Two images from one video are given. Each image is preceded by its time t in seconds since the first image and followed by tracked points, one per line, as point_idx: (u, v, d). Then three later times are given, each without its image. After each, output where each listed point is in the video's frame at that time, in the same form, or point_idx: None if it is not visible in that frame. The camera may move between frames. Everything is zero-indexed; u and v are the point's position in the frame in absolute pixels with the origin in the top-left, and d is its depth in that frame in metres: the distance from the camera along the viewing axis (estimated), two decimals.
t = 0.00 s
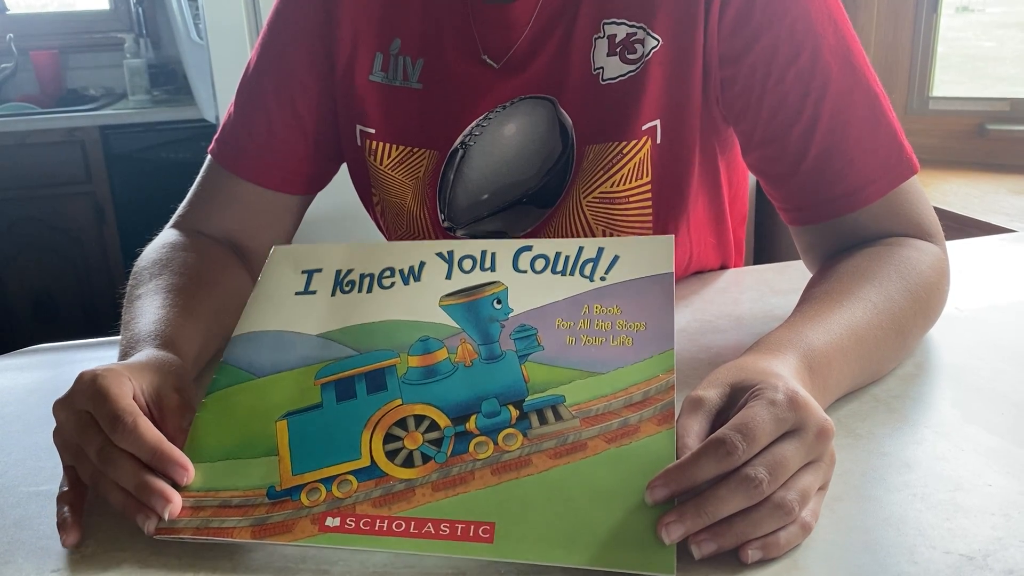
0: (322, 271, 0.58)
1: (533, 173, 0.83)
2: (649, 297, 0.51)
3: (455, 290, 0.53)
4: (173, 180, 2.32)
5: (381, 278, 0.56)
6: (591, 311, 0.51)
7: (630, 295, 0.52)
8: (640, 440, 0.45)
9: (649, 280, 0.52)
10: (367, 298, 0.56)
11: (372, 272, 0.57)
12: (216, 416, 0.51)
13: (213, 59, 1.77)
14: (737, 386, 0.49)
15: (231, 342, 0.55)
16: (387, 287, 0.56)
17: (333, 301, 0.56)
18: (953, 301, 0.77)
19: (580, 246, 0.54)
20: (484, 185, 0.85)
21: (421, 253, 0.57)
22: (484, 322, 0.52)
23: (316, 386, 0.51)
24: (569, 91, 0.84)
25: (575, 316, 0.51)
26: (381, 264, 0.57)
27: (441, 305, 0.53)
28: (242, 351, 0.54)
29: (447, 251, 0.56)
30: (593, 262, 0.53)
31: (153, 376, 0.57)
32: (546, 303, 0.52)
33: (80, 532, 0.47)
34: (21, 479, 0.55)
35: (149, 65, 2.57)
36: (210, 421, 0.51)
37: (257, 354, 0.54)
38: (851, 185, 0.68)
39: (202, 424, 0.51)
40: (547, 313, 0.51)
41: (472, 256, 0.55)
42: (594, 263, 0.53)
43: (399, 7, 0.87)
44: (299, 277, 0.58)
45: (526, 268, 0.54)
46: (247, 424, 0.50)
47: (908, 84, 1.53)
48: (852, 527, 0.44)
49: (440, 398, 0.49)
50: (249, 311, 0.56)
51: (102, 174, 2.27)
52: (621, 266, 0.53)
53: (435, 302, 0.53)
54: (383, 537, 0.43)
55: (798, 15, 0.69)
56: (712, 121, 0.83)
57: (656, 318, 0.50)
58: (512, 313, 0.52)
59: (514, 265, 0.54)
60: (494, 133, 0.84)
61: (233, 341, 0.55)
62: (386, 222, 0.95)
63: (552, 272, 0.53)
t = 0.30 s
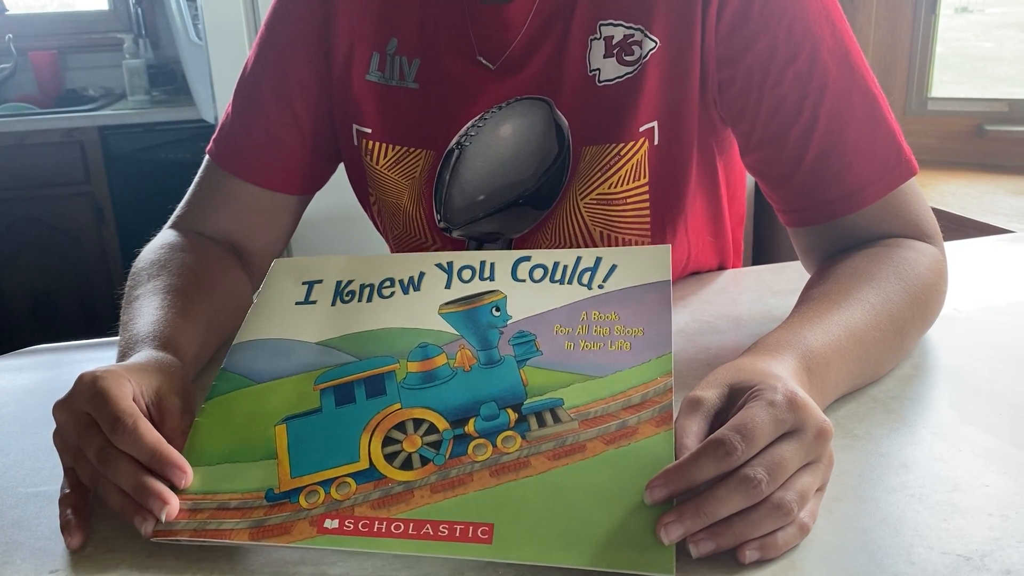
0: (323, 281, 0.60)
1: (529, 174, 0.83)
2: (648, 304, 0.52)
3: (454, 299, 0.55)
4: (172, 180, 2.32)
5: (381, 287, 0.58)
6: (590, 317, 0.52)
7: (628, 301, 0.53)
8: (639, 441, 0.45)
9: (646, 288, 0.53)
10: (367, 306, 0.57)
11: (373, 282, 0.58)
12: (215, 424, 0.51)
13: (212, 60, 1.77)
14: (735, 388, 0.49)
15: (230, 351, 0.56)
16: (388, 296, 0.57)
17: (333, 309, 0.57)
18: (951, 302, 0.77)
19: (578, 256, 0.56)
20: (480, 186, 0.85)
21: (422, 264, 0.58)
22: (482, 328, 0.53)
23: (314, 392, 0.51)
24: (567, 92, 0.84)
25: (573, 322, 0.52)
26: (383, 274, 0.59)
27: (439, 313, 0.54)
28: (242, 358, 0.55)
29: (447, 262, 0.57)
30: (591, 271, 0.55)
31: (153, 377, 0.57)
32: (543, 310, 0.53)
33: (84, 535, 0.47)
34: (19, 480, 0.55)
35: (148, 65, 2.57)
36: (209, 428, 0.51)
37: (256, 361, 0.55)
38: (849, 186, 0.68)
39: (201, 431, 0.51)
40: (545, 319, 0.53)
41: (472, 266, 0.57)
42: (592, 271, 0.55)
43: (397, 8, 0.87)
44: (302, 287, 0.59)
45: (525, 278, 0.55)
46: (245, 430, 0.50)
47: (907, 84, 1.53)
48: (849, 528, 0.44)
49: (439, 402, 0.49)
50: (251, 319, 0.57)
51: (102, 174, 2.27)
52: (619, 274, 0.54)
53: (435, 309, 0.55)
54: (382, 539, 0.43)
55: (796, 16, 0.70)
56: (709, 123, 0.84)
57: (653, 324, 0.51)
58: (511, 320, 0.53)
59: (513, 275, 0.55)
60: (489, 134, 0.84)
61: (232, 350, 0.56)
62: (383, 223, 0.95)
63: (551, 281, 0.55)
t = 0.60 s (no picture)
0: (319, 281, 0.59)
1: (528, 176, 0.84)
2: (645, 303, 0.52)
3: (451, 298, 0.55)
4: (171, 181, 2.32)
5: (378, 287, 0.58)
6: (586, 316, 0.52)
7: (624, 299, 0.53)
8: (635, 439, 0.46)
9: (643, 286, 0.53)
10: (364, 305, 0.57)
11: (369, 281, 0.58)
12: (214, 420, 0.51)
13: (211, 61, 1.77)
14: (733, 389, 0.49)
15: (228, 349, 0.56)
16: (384, 296, 0.57)
17: (330, 309, 0.57)
18: (949, 305, 0.77)
19: (575, 255, 0.55)
20: (479, 187, 0.85)
21: (418, 263, 0.58)
22: (480, 327, 0.53)
23: (311, 390, 0.51)
24: (565, 94, 0.84)
25: (570, 321, 0.52)
26: (379, 273, 0.59)
27: (437, 312, 0.54)
28: (240, 356, 0.55)
29: (444, 261, 0.57)
30: (588, 270, 0.54)
31: (154, 379, 0.57)
32: (540, 309, 0.53)
33: (84, 532, 0.48)
34: (19, 482, 0.55)
35: (147, 66, 2.57)
36: (207, 424, 0.51)
37: (254, 361, 0.54)
38: (847, 188, 0.69)
39: (199, 428, 0.51)
40: (542, 318, 0.53)
41: (469, 266, 0.56)
42: (589, 270, 0.54)
43: (396, 10, 0.87)
44: (298, 288, 0.59)
45: (522, 277, 0.55)
46: (243, 427, 0.50)
47: (905, 85, 1.53)
48: (846, 531, 0.44)
49: (436, 399, 0.49)
50: (247, 319, 0.57)
51: (101, 176, 2.27)
52: (616, 273, 0.54)
53: (433, 309, 0.54)
54: (378, 536, 0.44)
55: (794, 19, 0.70)
56: (708, 124, 0.84)
57: (650, 323, 0.51)
58: (508, 319, 0.53)
59: (510, 274, 0.55)
60: (489, 135, 0.84)
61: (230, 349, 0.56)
62: (382, 224, 0.95)
63: (548, 280, 0.54)
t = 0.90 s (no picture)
0: (318, 298, 0.60)
1: (528, 176, 0.84)
2: (640, 307, 0.53)
3: (448, 309, 0.55)
4: (171, 181, 2.32)
5: (376, 301, 0.59)
6: (582, 320, 0.53)
7: (619, 304, 0.53)
8: (633, 442, 0.46)
9: (637, 290, 0.53)
10: (363, 318, 0.57)
11: (367, 296, 0.59)
12: (217, 442, 0.51)
13: (211, 61, 1.77)
14: (732, 388, 0.49)
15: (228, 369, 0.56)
16: (382, 308, 0.58)
17: (329, 324, 0.58)
18: (948, 305, 0.77)
19: (568, 262, 0.56)
20: (479, 188, 0.85)
21: (414, 277, 0.59)
22: (476, 336, 0.53)
23: (312, 406, 0.52)
24: (565, 94, 0.84)
25: (566, 326, 0.53)
26: (376, 289, 0.60)
27: (434, 323, 0.55)
28: (241, 374, 0.55)
29: (439, 273, 0.58)
30: (583, 275, 0.55)
31: (153, 382, 0.57)
32: (537, 316, 0.54)
33: (87, 537, 0.48)
34: (18, 483, 0.55)
35: (146, 66, 2.57)
36: (210, 446, 0.51)
37: (254, 379, 0.55)
38: (847, 188, 0.69)
39: (200, 449, 0.51)
40: (538, 324, 0.53)
41: (465, 276, 0.57)
42: (583, 276, 0.55)
43: (397, 10, 0.87)
44: (297, 305, 0.60)
45: (517, 285, 0.56)
46: (244, 446, 0.50)
47: (904, 84, 1.53)
48: (845, 531, 0.44)
49: (435, 411, 0.49)
50: (248, 338, 0.58)
51: (100, 176, 2.27)
52: (610, 277, 0.55)
53: (429, 321, 0.55)
54: (381, 548, 0.43)
55: (794, 18, 0.70)
56: (708, 124, 0.84)
57: (644, 324, 0.52)
58: (505, 327, 0.53)
59: (505, 283, 0.56)
60: (489, 135, 0.84)
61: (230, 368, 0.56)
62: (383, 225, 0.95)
63: (543, 287, 0.55)
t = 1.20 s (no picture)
0: (315, 295, 0.60)
1: (527, 176, 0.84)
2: (638, 306, 0.53)
3: (445, 306, 0.55)
4: (170, 181, 2.32)
5: (373, 299, 0.58)
6: (580, 318, 0.53)
7: (616, 302, 0.53)
8: (630, 440, 0.46)
9: (635, 288, 0.53)
10: (360, 317, 0.57)
11: (364, 294, 0.59)
12: (215, 442, 0.51)
13: (210, 61, 1.77)
14: (730, 387, 0.49)
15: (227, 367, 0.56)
16: (380, 307, 0.58)
17: (327, 322, 0.58)
18: (946, 304, 0.77)
19: (566, 259, 0.56)
20: (478, 187, 0.85)
21: (412, 274, 0.59)
22: (474, 335, 0.53)
23: (310, 405, 0.52)
24: (564, 94, 0.84)
25: (564, 324, 0.53)
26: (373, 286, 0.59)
27: (432, 321, 0.55)
28: (239, 373, 0.55)
29: (437, 271, 0.58)
30: (581, 273, 0.55)
31: (151, 381, 0.58)
32: (535, 314, 0.54)
33: (85, 536, 0.48)
34: (16, 482, 0.55)
35: (146, 66, 2.57)
36: (210, 445, 0.51)
37: (252, 377, 0.55)
38: (846, 188, 0.69)
39: (198, 446, 0.51)
40: (536, 322, 0.53)
41: (462, 274, 0.57)
42: (581, 274, 0.55)
43: (395, 10, 0.87)
44: (294, 302, 0.60)
45: (515, 283, 0.55)
46: (242, 445, 0.50)
47: (903, 84, 1.53)
48: (843, 530, 0.44)
49: (433, 409, 0.49)
50: (245, 336, 0.58)
51: (100, 176, 2.27)
52: (608, 275, 0.54)
53: (427, 319, 0.55)
54: (379, 547, 0.43)
55: (793, 18, 0.70)
56: (707, 124, 0.84)
57: (642, 323, 0.52)
58: (502, 326, 0.53)
59: (502, 280, 0.56)
60: (488, 135, 0.84)
61: (228, 367, 0.56)
62: (381, 226, 0.95)
63: (541, 285, 0.55)
